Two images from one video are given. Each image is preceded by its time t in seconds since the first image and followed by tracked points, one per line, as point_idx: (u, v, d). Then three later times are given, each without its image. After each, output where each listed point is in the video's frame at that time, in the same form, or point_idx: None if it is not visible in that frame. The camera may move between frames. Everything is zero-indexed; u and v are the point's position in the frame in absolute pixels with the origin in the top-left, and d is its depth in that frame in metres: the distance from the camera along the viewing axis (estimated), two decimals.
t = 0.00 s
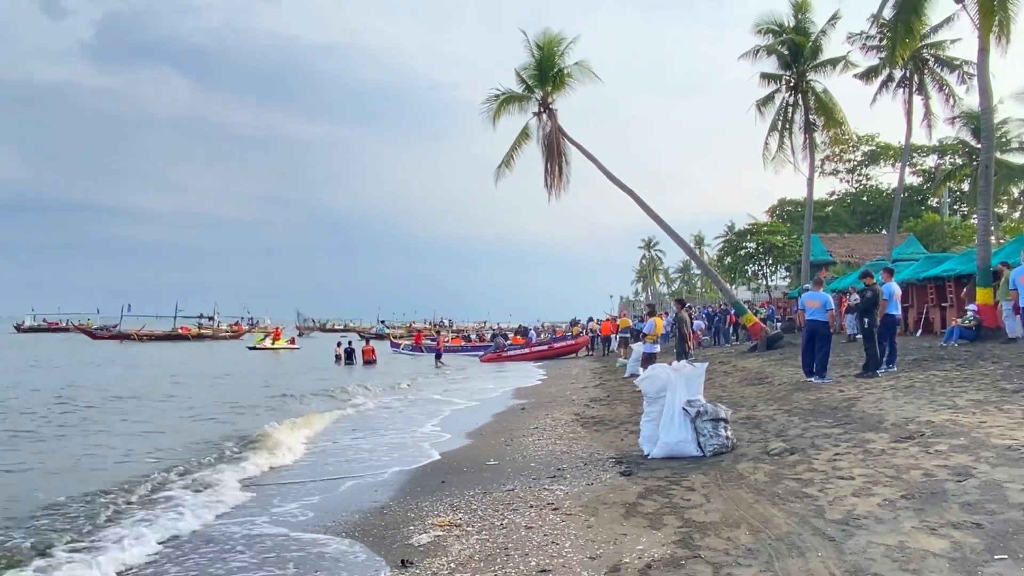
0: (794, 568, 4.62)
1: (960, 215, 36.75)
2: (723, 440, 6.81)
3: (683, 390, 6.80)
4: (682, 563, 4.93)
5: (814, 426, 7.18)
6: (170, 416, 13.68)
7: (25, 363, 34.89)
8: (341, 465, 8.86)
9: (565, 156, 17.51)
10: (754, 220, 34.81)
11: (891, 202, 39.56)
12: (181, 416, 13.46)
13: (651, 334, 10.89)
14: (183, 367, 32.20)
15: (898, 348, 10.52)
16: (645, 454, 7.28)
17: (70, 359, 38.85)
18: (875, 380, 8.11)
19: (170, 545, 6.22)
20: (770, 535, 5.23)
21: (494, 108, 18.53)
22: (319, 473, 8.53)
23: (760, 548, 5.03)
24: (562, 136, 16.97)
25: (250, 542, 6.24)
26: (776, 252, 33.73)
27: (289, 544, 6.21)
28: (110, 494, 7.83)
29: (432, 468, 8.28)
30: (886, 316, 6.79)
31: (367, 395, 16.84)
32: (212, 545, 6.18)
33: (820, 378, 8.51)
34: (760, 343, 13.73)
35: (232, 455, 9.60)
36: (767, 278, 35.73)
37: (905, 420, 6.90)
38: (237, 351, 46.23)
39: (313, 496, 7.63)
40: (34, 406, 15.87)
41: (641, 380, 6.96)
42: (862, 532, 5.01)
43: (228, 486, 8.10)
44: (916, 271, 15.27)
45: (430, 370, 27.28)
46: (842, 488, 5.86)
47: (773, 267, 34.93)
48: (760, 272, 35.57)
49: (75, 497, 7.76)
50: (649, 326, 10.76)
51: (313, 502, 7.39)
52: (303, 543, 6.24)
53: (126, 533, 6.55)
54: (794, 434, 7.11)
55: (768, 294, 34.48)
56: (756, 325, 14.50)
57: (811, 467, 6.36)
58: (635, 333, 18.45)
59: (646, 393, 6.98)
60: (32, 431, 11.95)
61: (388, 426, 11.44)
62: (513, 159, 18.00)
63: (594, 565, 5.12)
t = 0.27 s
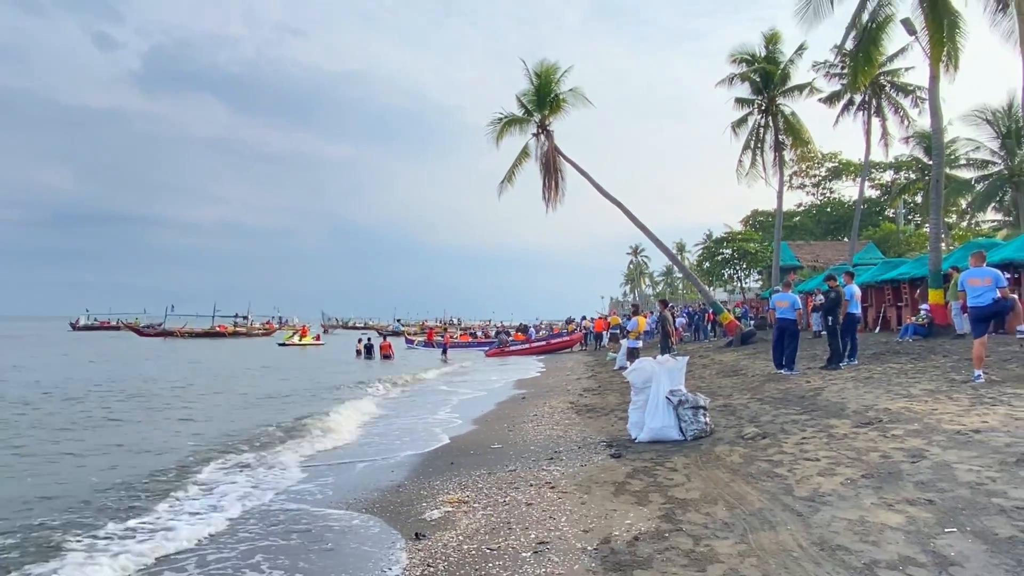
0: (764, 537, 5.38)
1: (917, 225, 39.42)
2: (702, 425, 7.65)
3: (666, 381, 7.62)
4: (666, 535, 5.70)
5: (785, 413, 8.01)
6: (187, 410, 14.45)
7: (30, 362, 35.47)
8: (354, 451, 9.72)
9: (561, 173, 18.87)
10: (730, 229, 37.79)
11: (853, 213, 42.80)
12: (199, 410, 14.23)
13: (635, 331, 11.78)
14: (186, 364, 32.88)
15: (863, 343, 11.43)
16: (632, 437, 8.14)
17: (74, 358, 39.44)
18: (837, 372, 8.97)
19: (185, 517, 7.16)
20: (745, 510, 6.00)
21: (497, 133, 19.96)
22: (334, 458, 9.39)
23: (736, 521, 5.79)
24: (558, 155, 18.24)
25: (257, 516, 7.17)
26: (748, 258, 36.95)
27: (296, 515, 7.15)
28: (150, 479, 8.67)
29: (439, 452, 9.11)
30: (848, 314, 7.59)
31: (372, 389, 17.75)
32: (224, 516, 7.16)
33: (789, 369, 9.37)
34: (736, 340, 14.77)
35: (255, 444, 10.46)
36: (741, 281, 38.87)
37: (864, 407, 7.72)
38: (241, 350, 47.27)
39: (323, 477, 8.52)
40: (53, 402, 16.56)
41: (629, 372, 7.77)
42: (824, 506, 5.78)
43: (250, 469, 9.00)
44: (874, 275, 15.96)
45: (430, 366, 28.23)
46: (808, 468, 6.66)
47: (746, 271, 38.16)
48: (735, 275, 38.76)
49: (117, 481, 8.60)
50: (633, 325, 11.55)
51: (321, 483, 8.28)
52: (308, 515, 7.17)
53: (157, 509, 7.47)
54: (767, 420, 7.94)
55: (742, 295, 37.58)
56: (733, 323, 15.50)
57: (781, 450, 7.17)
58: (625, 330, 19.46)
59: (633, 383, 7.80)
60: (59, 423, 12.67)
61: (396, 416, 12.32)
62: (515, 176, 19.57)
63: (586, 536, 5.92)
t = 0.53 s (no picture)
0: (742, 514, 6.07)
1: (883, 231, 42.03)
2: (686, 413, 8.43)
3: (654, 373, 8.39)
4: (655, 512, 6.41)
5: (762, 403, 8.77)
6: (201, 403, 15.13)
7: (33, 359, 35.95)
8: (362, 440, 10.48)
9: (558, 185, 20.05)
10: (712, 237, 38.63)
11: (823, 222, 46.55)
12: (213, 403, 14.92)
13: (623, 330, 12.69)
14: (190, 361, 33.49)
15: (835, 339, 12.30)
16: (623, 425, 8.94)
17: (77, 355, 39.89)
18: (808, 365, 9.79)
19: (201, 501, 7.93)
20: (726, 489, 6.71)
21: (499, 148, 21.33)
22: (345, 446, 10.15)
23: (718, 500, 6.49)
24: (555, 168, 19.42)
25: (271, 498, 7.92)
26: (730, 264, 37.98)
27: (302, 498, 7.90)
28: (177, 467, 9.37)
29: (445, 439, 9.89)
30: (818, 313, 8.35)
31: (377, 383, 18.59)
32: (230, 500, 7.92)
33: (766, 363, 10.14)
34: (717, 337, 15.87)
35: (271, 435, 11.19)
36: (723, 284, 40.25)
37: (833, 397, 8.50)
38: (245, 347, 48.20)
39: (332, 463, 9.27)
40: (69, 396, 17.13)
41: (620, 365, 8.53)
42: (796, 486, 6.49)
43: (267, 457, 9.75)
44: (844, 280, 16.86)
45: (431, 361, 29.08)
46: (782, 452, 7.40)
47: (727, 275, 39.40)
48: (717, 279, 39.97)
49: (148, 469, 9.30)
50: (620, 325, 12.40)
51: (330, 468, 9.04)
52: (315, 497, 7.92)
53: (187, 494, 8.20)
54: (746, 409, 8.70)
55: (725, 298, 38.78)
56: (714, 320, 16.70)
57: (757, 436, 7.92)
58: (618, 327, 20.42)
59: (623, 375, 8.58)
60: (79, 416, 13.26)
61: (403, 408, 13.13)
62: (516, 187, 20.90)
63: (581, 514, 6.65)
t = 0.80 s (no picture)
0: (739, 512, 6.19)
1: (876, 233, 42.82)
2: (684, 412, 8.57)
3: (652, 373, 8.54)
4: (654, 510, 6.54)
5: (759, 402, 8.91)
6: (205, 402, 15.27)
7: (35, 360, 36.02)
8: (363, 438, 10.64)
9: (558, 188, 20.26)
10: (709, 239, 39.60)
11: (818, 223, 47.39)
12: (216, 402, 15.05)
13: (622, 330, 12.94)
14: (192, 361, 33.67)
15: (830, 338, 12.48)
16: (622, 423, 9.10)
17: (79, 356, 39.99)
18: (804, 364, 9.95)
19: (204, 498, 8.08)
20: (724, 487, 6.84)
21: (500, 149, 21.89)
22: (346, 445, 10.30)
23: (716, 497, 6.62)
24: (555, 171, 19.66)
25: (273, 496, 8.07)
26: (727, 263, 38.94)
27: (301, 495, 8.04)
28: (183, 466, 9.50)
29: (446, 438, 10.04)
30: (814, 313, 8.51)
31: (378, 383, 18.78)
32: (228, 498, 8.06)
33: (762, 361, 10.29)
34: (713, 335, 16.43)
35: (274, 433, 11.33)
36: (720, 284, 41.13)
37: (829, 395, 8.64)
38: (248, 347, 48.50)
39: (332, 462, 9.44)
40: (73, 396, 17.24)
41: (619, 364, 8.68)
42: (793, 484, 6.61)
43: (269, 455, 9.90)
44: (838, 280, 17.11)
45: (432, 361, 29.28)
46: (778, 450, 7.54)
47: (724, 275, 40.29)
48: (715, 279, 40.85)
49: (153, 468, 9.43)
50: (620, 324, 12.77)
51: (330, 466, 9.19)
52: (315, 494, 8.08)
53: (192, 493, 8.32)
54: (743, 408, 8.85)
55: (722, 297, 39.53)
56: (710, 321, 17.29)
57: (754, 435, 8.06)
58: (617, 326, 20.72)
59: (622, 374, 8.73)
60: (84, 416, 13.37)
61: (405, 407, 13.29)
62: (516, 189, 21.23)
63: (581, 511, 6.80)
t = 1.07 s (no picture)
0: (739, 513, 6.19)
1: (879, 232, 43.03)
2: (685, 413, 8.56)
3: (653, 373, 8.53)
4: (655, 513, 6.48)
5: (760, 403, 8.90)
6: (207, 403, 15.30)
7: (34, 361, 35.98)
8: (363, 439, 10.62)
9: (558, 189, 20.30)
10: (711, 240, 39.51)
11: (818, 224, 47.49)
12: (219, 403, 15.07)
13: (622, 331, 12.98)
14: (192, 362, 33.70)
15: (830, 339, 12.50)
16: (622, 424, 9.10)
17: (81, 356, 40.02)
18: (804, 365, 9.93)
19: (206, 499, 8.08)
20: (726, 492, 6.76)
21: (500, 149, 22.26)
22: (350, 445, 10.29)
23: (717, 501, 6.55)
24: (556, 172, 19.64)
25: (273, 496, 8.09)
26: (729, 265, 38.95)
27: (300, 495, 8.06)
28: (184, 466, 9.49)
29: (445, 439, 10.00)
30: (815, 314, 8.49)
31: (379, 384, 18.80)
32: (230, 499, 8.07)
33: (762, 362, 10.26)
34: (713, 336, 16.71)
35: (275, 434, 11.33)
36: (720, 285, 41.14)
37: (830, 396, 8.64)
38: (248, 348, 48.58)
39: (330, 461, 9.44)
40: (76, 396, 17.27)
41: (620, 365, 8.65)
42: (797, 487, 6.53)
43: (269, 456, 9.92)
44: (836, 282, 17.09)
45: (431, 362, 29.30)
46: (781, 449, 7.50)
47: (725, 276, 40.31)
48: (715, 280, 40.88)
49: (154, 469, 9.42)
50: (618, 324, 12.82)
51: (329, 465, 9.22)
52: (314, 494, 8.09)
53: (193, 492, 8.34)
54: (743, 408, 8.84)
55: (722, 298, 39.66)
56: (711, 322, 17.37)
57: (755, 435, 8.05)
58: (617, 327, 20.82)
59: (623, 375, 8.73)
60: (87, 416, 13.39)
61: (406, 408, 13.29)
62: (516, 190, 21.42)
63: (583, 511, 6.79)
